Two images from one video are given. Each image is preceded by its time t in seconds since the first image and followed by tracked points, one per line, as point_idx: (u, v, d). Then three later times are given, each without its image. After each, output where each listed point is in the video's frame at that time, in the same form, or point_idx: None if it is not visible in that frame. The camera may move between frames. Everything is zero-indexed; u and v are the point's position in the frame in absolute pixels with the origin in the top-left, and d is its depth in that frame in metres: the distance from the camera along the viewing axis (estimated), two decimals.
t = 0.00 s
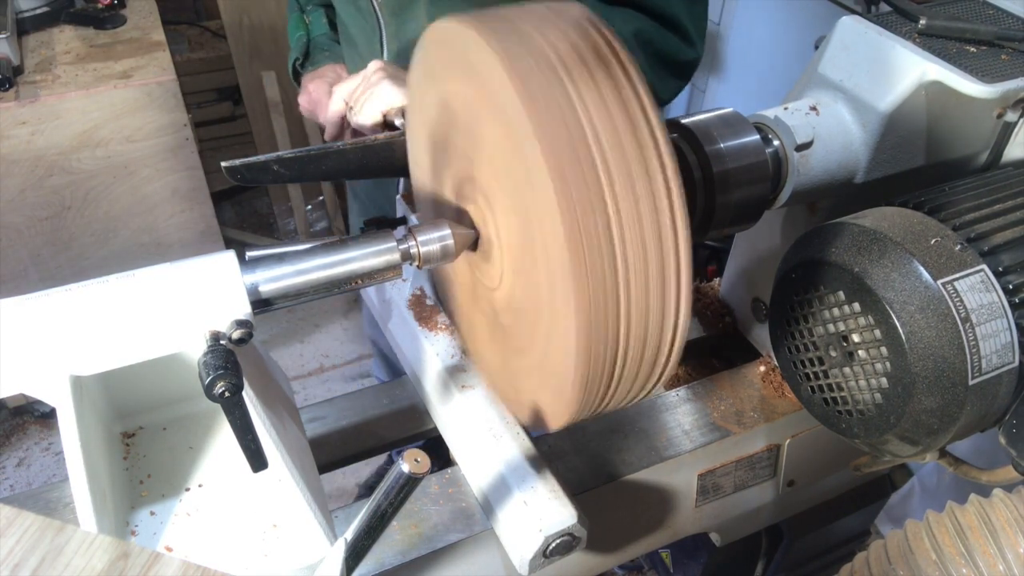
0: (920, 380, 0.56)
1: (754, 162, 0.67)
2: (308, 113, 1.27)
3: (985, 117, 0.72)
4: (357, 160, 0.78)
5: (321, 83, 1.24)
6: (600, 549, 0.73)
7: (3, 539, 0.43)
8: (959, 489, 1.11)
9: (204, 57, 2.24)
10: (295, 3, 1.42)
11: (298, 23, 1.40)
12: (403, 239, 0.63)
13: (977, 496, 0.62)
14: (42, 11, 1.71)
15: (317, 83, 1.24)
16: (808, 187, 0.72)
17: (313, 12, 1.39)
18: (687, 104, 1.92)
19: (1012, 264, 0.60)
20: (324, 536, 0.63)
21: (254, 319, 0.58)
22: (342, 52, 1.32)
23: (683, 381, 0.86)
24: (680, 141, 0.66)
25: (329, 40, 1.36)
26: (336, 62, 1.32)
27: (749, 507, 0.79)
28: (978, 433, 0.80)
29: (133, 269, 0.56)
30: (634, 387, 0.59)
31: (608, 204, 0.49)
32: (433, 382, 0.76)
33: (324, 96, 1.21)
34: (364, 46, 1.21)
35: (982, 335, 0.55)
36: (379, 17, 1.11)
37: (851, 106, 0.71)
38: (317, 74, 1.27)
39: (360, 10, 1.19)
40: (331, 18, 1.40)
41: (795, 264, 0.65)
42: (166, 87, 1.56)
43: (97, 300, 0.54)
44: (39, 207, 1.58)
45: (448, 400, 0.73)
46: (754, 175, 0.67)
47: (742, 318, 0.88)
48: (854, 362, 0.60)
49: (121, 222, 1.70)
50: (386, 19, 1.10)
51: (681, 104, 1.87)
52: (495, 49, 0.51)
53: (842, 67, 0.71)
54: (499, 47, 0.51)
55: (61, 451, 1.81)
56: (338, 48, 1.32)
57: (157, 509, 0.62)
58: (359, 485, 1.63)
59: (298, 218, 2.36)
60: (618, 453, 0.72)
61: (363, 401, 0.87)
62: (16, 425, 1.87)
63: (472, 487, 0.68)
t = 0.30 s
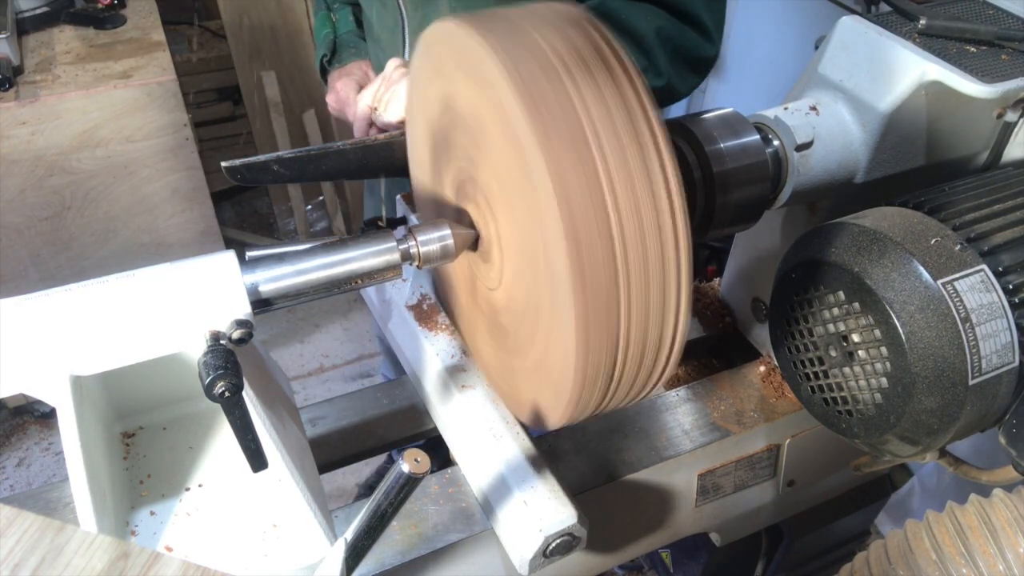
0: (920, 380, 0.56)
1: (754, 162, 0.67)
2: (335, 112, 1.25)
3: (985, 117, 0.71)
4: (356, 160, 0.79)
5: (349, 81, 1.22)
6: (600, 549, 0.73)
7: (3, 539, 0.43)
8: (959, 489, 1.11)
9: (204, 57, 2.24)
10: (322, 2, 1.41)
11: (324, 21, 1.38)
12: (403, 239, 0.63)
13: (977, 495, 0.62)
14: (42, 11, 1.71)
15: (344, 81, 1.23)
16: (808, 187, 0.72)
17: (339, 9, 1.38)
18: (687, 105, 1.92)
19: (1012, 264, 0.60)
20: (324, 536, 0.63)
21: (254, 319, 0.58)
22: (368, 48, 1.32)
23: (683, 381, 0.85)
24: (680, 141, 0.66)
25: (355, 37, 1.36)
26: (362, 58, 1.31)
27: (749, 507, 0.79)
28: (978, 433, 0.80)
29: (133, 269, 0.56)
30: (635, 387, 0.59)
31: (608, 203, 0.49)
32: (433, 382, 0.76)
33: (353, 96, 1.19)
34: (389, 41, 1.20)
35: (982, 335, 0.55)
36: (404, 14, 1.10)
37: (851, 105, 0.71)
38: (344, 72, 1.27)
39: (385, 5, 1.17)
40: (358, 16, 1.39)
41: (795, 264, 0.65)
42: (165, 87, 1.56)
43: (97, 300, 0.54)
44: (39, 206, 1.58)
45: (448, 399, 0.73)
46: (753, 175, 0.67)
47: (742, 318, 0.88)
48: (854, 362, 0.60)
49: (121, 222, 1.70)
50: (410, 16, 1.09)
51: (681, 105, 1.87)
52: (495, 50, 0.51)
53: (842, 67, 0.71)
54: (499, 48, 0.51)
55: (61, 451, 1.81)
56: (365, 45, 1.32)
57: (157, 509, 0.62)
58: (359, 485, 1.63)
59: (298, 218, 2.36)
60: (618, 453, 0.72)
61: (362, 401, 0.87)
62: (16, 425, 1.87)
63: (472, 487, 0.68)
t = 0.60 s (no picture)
0: (920, 380, 0.56)
1: (755, 162, 0.67)
2: (360, 106, 1.30)
3: (985, 117, 0.71)
4: (357, 160, 0.79)
5: (375, 76, 1.26)
6: (600, 549, 0.73)
7: (3, 539, 0.43)
8: (959, 489, 1.11)
9: (204, 57, 2.24)
10: None
11: (350, 16, 1.38)
12: (403, 239, 0.63)
13: (977, 495, 0.62)
14: (41, 11, 1.71)
15: (370, 76, 1.26)
16: (808, 187, 0.72)
17: (365, 4, 1.37)
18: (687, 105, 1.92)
19: (1012, 264, 0.60)
20: (324, 536, 0.63)
21: (254, 319, 0.58)
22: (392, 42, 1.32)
23: (683, 381, 0.86)
24: (680, 142, 0.66)
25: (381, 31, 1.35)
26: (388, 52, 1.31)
27: (749, 507, 0.79)
28: (978, 433, 0.80)
29: (133, 269, 0.56)
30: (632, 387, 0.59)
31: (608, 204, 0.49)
32: (433, 382, 0.76)
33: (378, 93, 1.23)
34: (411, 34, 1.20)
35: (982, 335, 0.55)
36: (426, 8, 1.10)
37: (851, 106, 0.71)
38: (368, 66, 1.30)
39: None
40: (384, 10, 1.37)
41: (795, 264, 0.65)
42: (166, 87, 1.55)
43: (97, 300, 0.54)
44: (39, 206, 1.58)
45: (448, 399, 0.73)
46: (754, 175, 0.67)
47: (742, 318, 0.88)
48: (854, 362, 0.60)
49: (121, 222, 1.70)
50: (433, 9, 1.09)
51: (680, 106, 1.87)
52: (495, 50, 0.51)
53: (842, 67, 0.71)
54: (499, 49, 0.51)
55: (61, 451, 1.81)
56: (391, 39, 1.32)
57: (157, 509, 0.62)
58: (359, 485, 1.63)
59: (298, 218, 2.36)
60: (618, 453, 0.72)
61: (363, 401, 0.87)
62: (16, 426, 1.87)
63: (472, 487, 0.68)
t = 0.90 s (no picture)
0: (920, 380, 0.56)
1: (755, 162, 0.67)
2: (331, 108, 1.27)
3: (985, 117, 0.71)
4: (357, 160, 0.79)
5: (344, 79, 1.23)
6: (600, 549, 0.73)
7: (3, 539, 0.43)
8: (960, 489, 1.11)
9: (204, 57, 2.23)
10: None
11: (323, 17, 1.37)
12: (403, 239, 0.63)
13: (977, 495, 0.62)
14: (41, 11, 1.71)
15: (340, 79, 1.23)
16: (808, 187, 0.72)
17: (339, 5, 1.37)
18: (687, 105, 1.92)
19: (1012, 264, 0.60)
20: (324, 536, 0.63)
21: (254, 319, 0.58)
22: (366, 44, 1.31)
23: (683, 381, 0.86)
24: (680, 142, 0.66)
25: (355, 34, 1.35)
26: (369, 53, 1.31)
27: (749, 506, 0.79)
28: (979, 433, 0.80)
29: (133, 269, 0.56)
30: (631, 387, 0.59)
31: (609, 204, 0.49)
32: (433, 381, 0.76)
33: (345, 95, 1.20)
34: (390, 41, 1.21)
35: (982, 335, 0.55)
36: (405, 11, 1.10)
37: (851, 106, 0.71)
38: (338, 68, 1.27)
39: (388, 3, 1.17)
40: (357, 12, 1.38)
41: (795, 264, 0.65)
42: (165, 87, 1.55)
43: (97, 300, 0.54)
44: (39, 206, 1.58)
45: (448, 399, 0.73)
46: (754, 175, 0.67)
47: (742, 318, 0.88)
48: (854, 362, 0.60)
49: (121, 222, 1.70)
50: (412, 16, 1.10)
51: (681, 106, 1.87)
52: (495, 49, 0.51)
53: (842, 67, 0.71)
54: (499, 48, 0.51)
55: (61, 450, 1.81)
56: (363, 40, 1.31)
57: (157, 509, 0.62)
58: (359, 485, 1.63)
59: (298, 218, 2.36)
60: (618, 453, 0.71)
61: (363, 401, 0.87)
62: (16, 426, 1.87)
63: (472, 487, 0.68)
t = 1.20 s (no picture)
0: (920, 380, 0.56)
1: (754, 162, 0.67)
2: (345, 109, 1.25)
3: (985, 117, 0.71)
4: (356, 160, 0.79)
5: (358, 81, 1.22)
6: (600, 549, 0.73)
7: (3, 539, 0.43)
8: (959, 489, 1.12)
9: (204, 57, 2.24)
10: None
11: (336, 17, 1.37)
12: (403, 239, 0.63)
13: (977, 496, 0.62)
14: (41, 11, 1.71)
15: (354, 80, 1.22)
16: (808, 187, 0.72)
17: (352, 6, 1.37)
18: (687, 105, 1.92)
19: (1012, 264, 0.60)
20: (324, 536, 0.63)
21: (254, 319, 0.58)
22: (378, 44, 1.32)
23: (683, 381, 0.86)
24: (680, 142, 0.66)
25: (367, 33, 1.35)
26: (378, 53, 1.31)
27: (749, 506, 0.79)
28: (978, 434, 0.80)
29: (133, 269, 0.56)
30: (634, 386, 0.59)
31: (612, 201, 0.49)
32: (433, 381, 0.76)
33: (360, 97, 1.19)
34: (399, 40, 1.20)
35: (982, 335, 0.56)
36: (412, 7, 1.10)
37: (851, 106, 0.71)
38: (353, 70, 1.27)
39: None
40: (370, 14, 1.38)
41: (795, 264, 0.65)
42: (165, 87, 1.55)
43: (97, 300, 0.54)
44: (39, 206, 1.58)
45: (448, 399, 0.73)
46: (753, 175, 0.67)
47: (742, 318, 0.88)
48: (854, 362, 0.60)
49: (121, 222, 1.70)
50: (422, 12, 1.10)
51: (681, 106, 1.87)
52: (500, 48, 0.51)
53: (842, 67, 0.71)
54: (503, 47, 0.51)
55: (61, 450, 1.81)
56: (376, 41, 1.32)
57: (157, 509, 0.62)
58: (359, 484, 1.64)
59: (298, 218, 2.36)
60: (618, 453, 0.71)
61: (363, 401, 0.87)
62: (16, 426, 1.87)
63: (472, 487, 0.68)
